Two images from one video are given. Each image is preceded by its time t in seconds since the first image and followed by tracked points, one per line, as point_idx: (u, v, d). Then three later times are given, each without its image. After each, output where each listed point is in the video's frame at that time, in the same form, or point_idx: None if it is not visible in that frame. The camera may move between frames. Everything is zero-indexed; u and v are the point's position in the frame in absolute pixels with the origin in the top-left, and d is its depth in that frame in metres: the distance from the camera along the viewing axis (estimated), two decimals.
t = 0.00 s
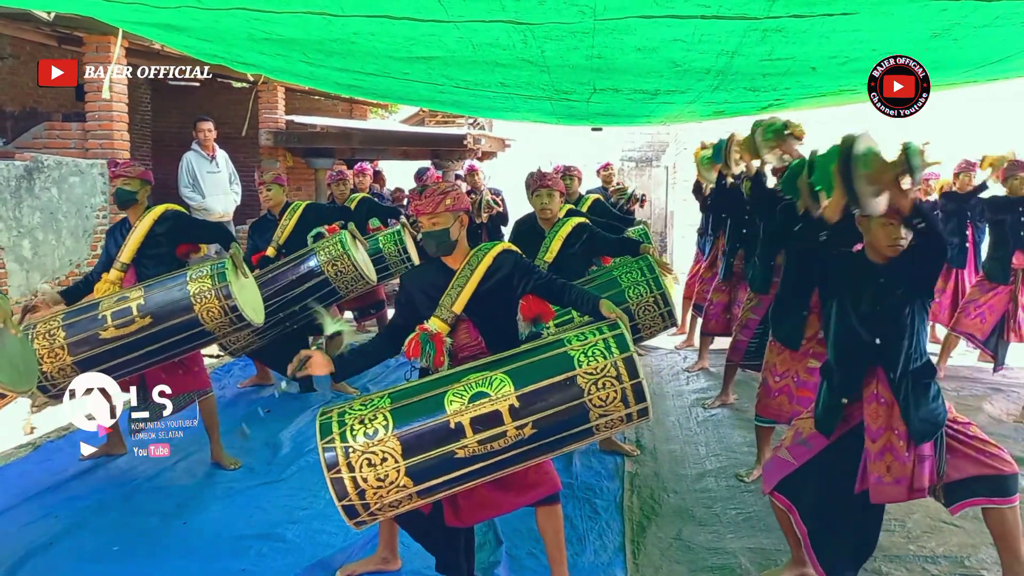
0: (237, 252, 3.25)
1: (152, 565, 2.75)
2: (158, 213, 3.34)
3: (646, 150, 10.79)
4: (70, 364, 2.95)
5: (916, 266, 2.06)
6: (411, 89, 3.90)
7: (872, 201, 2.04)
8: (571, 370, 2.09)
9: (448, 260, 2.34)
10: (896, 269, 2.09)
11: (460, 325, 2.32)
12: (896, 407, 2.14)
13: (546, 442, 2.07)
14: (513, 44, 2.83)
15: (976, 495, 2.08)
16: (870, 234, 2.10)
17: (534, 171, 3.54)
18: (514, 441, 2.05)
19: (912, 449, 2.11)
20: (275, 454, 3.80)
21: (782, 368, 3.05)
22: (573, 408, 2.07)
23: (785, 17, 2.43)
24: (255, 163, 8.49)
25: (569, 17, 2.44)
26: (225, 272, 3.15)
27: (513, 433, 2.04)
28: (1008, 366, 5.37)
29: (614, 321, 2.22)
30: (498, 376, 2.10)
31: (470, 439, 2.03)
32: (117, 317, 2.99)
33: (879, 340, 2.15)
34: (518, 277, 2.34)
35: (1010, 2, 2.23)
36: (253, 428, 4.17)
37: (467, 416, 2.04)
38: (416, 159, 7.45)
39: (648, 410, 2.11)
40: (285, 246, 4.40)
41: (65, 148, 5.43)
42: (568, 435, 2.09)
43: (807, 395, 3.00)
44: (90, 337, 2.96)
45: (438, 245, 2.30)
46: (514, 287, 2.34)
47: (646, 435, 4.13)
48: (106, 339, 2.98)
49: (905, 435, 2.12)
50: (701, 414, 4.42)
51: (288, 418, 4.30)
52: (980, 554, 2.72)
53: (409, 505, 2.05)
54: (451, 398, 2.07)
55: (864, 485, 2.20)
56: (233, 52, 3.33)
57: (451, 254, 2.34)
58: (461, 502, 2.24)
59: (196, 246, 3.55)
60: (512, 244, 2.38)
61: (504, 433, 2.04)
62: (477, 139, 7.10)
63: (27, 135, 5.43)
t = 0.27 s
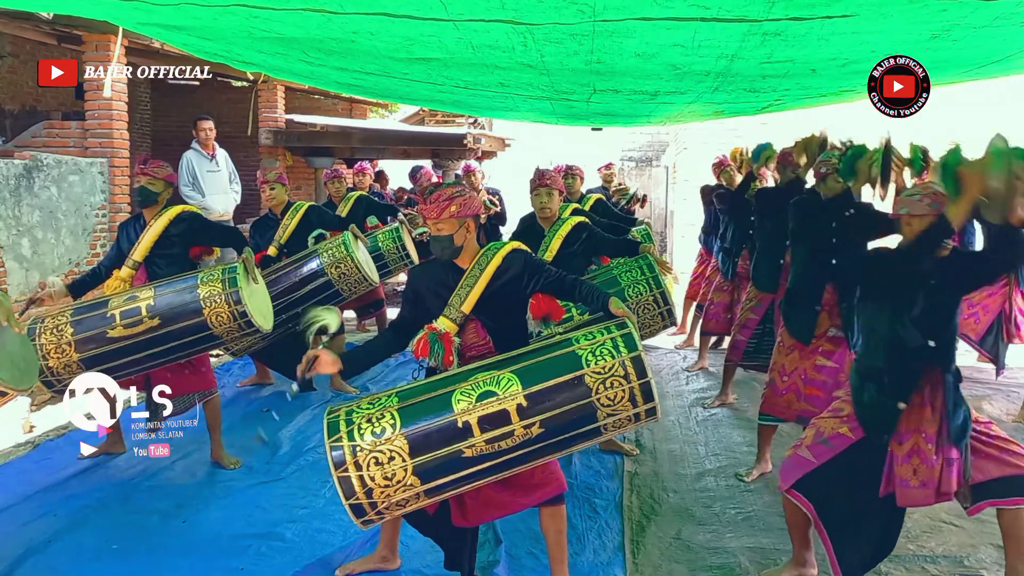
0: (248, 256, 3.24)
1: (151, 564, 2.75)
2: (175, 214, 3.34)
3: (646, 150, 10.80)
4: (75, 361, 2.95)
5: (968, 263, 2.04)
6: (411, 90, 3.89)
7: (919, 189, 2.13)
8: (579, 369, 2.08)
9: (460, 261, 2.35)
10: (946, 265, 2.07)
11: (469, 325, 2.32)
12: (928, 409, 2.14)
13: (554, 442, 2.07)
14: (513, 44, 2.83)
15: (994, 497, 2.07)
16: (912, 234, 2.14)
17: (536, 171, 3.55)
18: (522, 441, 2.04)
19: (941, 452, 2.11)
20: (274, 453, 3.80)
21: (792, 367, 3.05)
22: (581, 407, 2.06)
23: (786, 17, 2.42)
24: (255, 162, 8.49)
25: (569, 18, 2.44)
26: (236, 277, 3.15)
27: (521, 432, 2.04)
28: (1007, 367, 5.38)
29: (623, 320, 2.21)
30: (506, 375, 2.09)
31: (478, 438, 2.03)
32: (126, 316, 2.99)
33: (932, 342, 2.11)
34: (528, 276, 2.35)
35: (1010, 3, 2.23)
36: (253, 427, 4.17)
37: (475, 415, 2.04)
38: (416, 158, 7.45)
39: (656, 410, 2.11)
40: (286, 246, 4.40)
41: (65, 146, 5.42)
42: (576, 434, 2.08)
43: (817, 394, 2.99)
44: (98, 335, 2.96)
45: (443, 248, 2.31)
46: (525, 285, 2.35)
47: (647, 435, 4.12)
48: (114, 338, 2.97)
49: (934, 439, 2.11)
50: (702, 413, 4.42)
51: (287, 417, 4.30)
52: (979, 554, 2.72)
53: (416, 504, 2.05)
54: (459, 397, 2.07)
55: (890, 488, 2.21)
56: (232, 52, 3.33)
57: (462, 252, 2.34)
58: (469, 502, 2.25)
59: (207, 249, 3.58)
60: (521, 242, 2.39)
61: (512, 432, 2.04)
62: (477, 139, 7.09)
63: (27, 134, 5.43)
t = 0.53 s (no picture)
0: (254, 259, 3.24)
1: (151, 564, 2.75)
2: (180, 213, 3.33)
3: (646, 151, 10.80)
4: (79, 360, 2.94)
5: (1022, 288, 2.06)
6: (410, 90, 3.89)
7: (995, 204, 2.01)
8: (584, 376, 2.07)
9: (471, 265, 2.33)
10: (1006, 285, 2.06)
11: (477, 328, 2.32)
12: (954, 414, 2.13)
13: (558, 448, 2.06)
14: (513, 45, 2.83)
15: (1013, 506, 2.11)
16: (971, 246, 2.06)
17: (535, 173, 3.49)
18: (525, 446, 2.04)
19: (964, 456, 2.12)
20: (274, 453, 3.80)
21: (795, 368, 3.06)
22: (585, 414, 2.05)
23: (786, 19, 2.42)
24: (255, 162, 8.49)
25: (568, 18, 2.44)
26: (240, 279, 3.14)
27: (525, 438, 2.03)
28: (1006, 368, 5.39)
29: (629, 328, 2.19)
30: (511, 380, 2.09)
31: (482, 443, 2.03)
32: (130, 316, 2.99)
33: (979, 365, 2.09)
34: (536, 283, 2.34)
35: (1009, 5, 2.23)
36: (253, 427, 4.17)
37: (479, 419, 2.04)
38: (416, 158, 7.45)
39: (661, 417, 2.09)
40: (286, 246, 4.39)
41: (64, 146, 5.42)
42: (579, 440, 2.07)
43: (820, 395, 3.00)
44: (100, 334, 2.95)
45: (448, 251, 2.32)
46: (534, 292, 2.34)
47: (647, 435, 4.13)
48: (117, 338, 2.97)
49: (959, 442, 2.12)
50: (701, 414, 4.43)
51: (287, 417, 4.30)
52: (978, 555, 2.73)
53: (419, 506, 2.06)
54: (464, 401, 2.07)
55: (909, 488, 2.19)
56: (231, 52, 3.33)
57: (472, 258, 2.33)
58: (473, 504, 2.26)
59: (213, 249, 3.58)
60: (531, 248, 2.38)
61: (516, 438, 2.03)
62: (476, 139, 7.09)
63: (26, 134, 5.43)
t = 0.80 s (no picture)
0: (251, 256, 3.25)
1: (148, 565, 2.74)
2: (172, 213, 3.31)
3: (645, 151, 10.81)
4: (77, 364, 2.94)
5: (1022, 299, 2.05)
6: (409, 90, 3.88)
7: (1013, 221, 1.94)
8: (599, 394, 2.04)
9: (494, 267, 2.32)
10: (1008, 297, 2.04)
11: (496, 334, 2.33)
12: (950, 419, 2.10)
13: (570, 463, 2.05)
14: (512, 44, 2.82)
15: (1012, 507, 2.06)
16: (980, 263, 2.02)
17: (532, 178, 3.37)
18: (537, 460, 2.03)
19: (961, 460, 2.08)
20: (273, 454, 3.80)
21: (789, 368, 3.05)
22: (599, 432, 2.03)
23: (785, 17, 2.42)
24: (254, 162, 8.48)
25: (567, 17, 2.43)
26: (238, 278, 3.15)
27: (537, 453, 2.02)
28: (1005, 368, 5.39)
29: (648, 343, 2.14)
30: (526, 393, 2.06)
31: (494, 456, 2.02)
32: (128, 318, 2.99)
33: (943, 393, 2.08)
34: (558, 294, 2.34)
35: (1009, 4, 2.23)
36: (252, 427, 4.17)
37: (492, 432, 2.02)
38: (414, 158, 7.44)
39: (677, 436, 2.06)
40: (286, 245, 4.38)
41: (62, 146, 5.42)
42: (593, 457, 2.06)
43: (813, 396, 3.00)
44: (99, 338, 2.95)
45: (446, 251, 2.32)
46: (556, 302, 2.34)
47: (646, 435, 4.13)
48: (116, 340, 2.97)
49: (954, 446, 2.09)
50: (700, 414, 4.43)
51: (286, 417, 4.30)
52: (977, 556, 2.72)
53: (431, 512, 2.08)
54: (477, 412, 2.05)
55: (904, 491, 2.19)
56: (230, 52, 3.32)
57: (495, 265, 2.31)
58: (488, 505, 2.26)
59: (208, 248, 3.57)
60: (557, 255, 2.37)
61: (528, 452, 2.02)
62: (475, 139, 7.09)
63: (25, 134, 5.43)
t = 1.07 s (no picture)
0: (253, 261, 3.28)
1: (147, 565, 2.74)
2: (173, 213, 3.32)
3: (644, 150, 10.81)
4: (76, 364, 2.91)
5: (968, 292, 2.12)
6: (408, 89, 3.89)
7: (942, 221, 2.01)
8: (601, 409, 2.02)
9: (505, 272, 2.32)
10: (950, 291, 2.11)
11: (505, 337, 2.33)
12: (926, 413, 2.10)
13: (570, 476, 2.04)
14: (511, 45, 2.84)
15: (987, 502, 2.08)
16: (919, 263, 2.10)
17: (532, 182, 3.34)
18: (537, 472, 2.02)
19: (940, 455, 2.09)
20: (272, 454, 3.80)
21: (778, 369, 3.04)
22: (600, 447, 2.02)
23: (783, 19, 2.43)
24: (253, 162, 8.48)
25: (566, 18, 2.44)
26: (241, 281, 3.16)
27: (537, 464, 2.01)
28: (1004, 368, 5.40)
29: (656, 359, 2.11)
30: (528, 403, 2.05)
31: (493, 464, 2.01)
32: (129, 319, 2.98)
33: (892, 395, 2.14)
34: (569, 301, 2.33)
35: (1007, 5, 2.24)
36: (252, 428, 4.17)
37: (492, 441, 2.01)
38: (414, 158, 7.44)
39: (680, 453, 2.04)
40: (288, 243, 4.38)
41: (61, 146, 5.42)
42: (593, 471, 2.04)
43: (798, 397, 3.00)
44: (100, 338, 2.94)
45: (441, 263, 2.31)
46: (569, 308, 2.34)
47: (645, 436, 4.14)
48: (117, 341, 2.96)
49: (934, 441, 2.09)
50: (698, 414, 4.44)
51: (286, 418, 4.30)
52: (976, 555, 2.73)
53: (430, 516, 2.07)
54: (477, 419, 2.05)
55: (886, 487, 2.19)
56: (229, 52, 3.33)
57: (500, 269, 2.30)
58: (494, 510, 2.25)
59: (207, 249, 3.57)
60: (575, 265, 2.37)
61: (528, 463, 2.01)
62: (474, 140, 7.09)
63: (23, 135, 5.43)
